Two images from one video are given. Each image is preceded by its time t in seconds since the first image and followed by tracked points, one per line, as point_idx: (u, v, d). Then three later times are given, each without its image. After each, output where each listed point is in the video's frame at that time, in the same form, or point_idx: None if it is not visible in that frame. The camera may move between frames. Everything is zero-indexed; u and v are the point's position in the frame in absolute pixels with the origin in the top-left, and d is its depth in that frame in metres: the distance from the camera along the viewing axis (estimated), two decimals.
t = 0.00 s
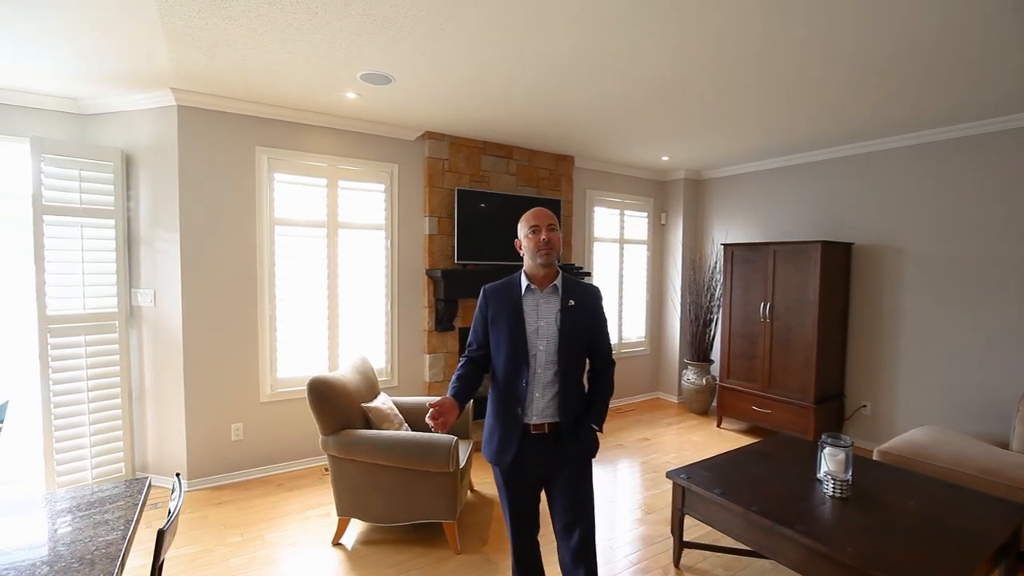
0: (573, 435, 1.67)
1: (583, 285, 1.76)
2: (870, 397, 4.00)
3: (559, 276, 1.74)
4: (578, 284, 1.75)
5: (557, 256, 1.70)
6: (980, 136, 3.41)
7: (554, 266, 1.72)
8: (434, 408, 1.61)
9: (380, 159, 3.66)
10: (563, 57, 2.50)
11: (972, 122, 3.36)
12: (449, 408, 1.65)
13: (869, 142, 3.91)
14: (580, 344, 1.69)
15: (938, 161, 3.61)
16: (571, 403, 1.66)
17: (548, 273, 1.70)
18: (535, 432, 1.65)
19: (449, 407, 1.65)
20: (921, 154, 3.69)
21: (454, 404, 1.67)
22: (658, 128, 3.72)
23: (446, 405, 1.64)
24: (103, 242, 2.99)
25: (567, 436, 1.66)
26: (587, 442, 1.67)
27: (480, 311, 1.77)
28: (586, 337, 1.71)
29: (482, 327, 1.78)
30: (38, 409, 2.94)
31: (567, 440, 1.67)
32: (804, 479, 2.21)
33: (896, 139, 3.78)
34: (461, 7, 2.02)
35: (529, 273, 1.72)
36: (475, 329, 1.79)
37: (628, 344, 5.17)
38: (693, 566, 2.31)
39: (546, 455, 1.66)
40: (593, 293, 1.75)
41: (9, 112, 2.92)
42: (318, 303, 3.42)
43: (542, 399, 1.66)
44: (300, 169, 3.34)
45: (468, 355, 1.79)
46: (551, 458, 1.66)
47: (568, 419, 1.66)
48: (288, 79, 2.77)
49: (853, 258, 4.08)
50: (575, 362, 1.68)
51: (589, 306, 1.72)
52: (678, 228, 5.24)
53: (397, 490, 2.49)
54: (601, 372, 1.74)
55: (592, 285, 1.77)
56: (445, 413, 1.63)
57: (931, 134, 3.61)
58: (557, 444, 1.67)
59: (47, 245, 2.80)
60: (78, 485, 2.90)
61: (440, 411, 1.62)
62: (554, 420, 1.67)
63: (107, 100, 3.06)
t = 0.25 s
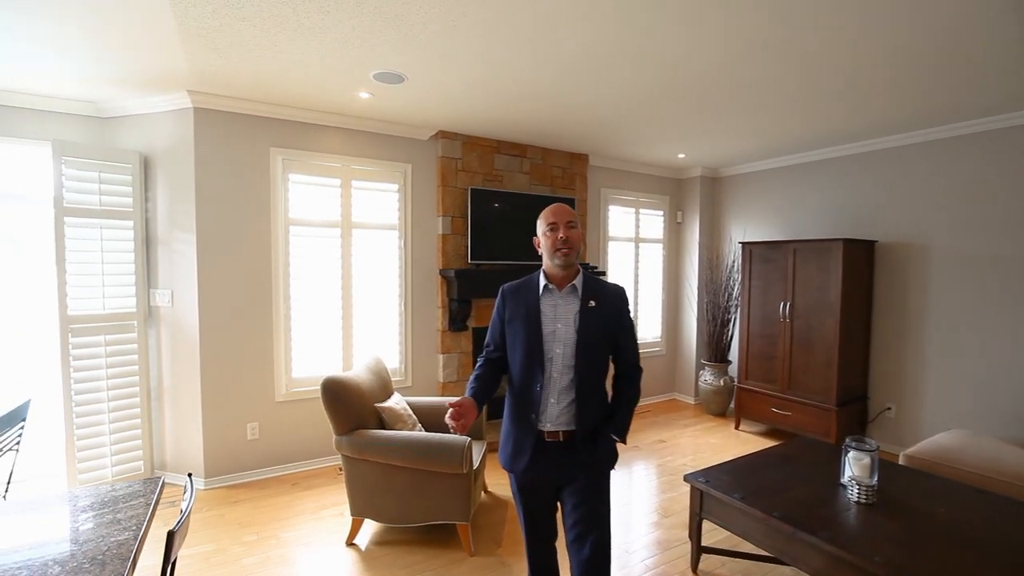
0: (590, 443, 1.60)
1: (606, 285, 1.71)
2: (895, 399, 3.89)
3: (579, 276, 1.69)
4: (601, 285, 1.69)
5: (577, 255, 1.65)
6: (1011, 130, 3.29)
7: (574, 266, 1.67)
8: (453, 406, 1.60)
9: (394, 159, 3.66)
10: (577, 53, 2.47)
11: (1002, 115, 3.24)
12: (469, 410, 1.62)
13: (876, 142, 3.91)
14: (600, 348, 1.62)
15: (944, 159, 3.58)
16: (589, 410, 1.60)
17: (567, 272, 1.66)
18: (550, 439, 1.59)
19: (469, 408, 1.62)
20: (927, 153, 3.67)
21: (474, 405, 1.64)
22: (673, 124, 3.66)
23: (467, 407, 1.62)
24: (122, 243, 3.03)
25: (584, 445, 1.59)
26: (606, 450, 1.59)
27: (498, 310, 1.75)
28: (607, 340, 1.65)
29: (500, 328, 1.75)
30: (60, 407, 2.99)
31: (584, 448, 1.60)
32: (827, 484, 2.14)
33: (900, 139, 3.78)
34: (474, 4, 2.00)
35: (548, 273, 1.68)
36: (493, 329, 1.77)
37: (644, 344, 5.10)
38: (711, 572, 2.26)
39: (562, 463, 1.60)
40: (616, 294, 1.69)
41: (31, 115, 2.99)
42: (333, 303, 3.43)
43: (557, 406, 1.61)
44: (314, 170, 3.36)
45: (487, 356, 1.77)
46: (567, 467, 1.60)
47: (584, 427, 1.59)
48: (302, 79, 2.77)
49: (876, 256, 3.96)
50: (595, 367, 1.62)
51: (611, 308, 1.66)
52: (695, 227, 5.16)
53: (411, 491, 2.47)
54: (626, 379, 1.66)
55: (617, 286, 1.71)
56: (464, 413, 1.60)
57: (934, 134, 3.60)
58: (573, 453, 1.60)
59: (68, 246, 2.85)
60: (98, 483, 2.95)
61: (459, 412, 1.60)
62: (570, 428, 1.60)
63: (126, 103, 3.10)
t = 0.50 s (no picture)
0: (615, 456, 1.45)
1: (639, 284, 1.54)
2: (923, 401, 3.77)
3: (610, 274, 1.55)
4: (633, 284, 1.53)
5: (608, 251, 1.51)
6: None
7: (606, 263, 1.53)
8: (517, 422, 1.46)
9: (409, 159, 3.66)
10: (593, 49, 2.42)
11: None
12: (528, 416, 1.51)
13: (893, 137, 3.84)
14: (628, 352, 1.46)
15: (963, 155, 3.52)
16: (613, 421, 1.44)
17: (597, 270, 1.52)
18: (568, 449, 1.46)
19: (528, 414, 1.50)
20: (946, 148, 3.61)
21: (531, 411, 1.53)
22: (691, 121, 3.59)
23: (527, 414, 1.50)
24: (143, 244, 3.08)
25: (608, 458, 1.44)
26: (629, 464, 1.46)
27: (523, 306, 1.64)
28: (637, 345, 1.48)
29: (524, 325, 1.64)
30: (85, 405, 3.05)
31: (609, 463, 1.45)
32: (854, 490, 2.07)
33: (916, 134, 3.72)
34: None
35: (576, 270, 1.55)
36: (517, 326, 1.65)
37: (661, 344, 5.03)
38: None
39: (581, 475, 1.46)
40: (650, 294, 1.52)
41: (55, 119, 3.06)
42: (349, 304, 3.45)
43: (576, 414, 1.46)
44: (330, 171, 3.37)
45: (511, 356, 1.66)
46: (587, 480, 1.46)
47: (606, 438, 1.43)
48: (317, 79, 2.78)
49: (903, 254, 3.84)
50: (621, 373, 1.46)
51: (643, 310, 1.49)
52: (713, 225, 5.07)
53: (426, 492, 2.46)
54: (659, 390, 1.49)
55: (651, 286, 1.53)
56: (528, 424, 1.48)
57: (952, 128, 3.54)
58: (593, 465, 1.46)
59: (91, 247, 2.90)
60: (121, 480, 3.00)
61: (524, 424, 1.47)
62: (590, 438, 1.45)
63: (147, 107, 3.15)
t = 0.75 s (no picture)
0: (648, 467, 1.34)
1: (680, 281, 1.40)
2: (956, 405, 3.63)
3: (646, 273, 1.41)
4: (672, 283, 1.39)
5: (643, 248, 1.38)
6: None
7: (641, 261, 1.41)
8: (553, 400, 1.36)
9: (427, 159, 3.66)
10: (613, 45, 2.38)
11: None
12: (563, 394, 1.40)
13: (907, 133, 3.81)
14: (665, 356, 1.33)
15: (978, 151, 3.49)
16: (648, 430, 1.32)
17: (631, 269, 1.40)
18: (598, 457, 1.36)
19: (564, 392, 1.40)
20: (961, 144, 3.57)
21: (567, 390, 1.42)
22: (713, 117, 3.53)
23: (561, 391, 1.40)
24: (168, 244, 3.14)
25: (640, 468, 1.33)
26: (665, 476, 1.35)
27: (557, 309, 1.54)
28: (674, 348, 1.34)
29: (557, 328, 1.54)
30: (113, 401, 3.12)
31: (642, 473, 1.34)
32: (885, 496, 2.00)
33: (928, 130, 3.70)
34: None
35: (609, 269, 1.43)
36: (551, 329, 1.55)
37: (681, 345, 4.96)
38: None
39: (612, 485, 1.36)
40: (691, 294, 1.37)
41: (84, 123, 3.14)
42: (368, 303, 3.47)
43: (607, 421, 1.35)
44: (349, 171, 3.39)
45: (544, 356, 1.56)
46: (619, 492, 1.36)
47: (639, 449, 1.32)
48: (335, 80, 2.79)
49: (934, 253, 3.71)
50: (657, 379, 1.33)
51: (682, 310, 1.35)
52: (735, 223, 4.97)
53: (444, 491, 2.46)
54: (701, 398, 1.34)
55: (694, 285, 1.39)
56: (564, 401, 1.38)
57: (965, 125, 3.51)
58: (626, 477, 1.35)
59: (118, 247, 2.97)
60: (147, 475, 3.06)
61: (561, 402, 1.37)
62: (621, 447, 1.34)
63: (171, 110, 3.21)
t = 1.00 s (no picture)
0: (686, 477, 1.27)
1: (725, 283, 1.32)
2: (995, 409, 3.48)
3: (686, 272, 1.35)
4: (715, 284, 1.31)
5: (682, 247, 1.32)
6: None
7: (679, 259, 1.35)
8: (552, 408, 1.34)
9: (447, 158, 3.66)
10: (635, 41, 2.34)
11: None
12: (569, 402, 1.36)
13: (912, 133, 3.84)
14: (706, 362, 1.26)
15: (1001, 147, 3.42)
16: (687, 439, 1.25)
17: (669, 268, 1.34)
18: (633, 464, 1.30)
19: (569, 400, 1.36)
20: (966, 143, 3.59)
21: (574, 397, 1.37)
22: (738, 113, 3.44)
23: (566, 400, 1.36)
24: (195, 245, 3.21)
25: (677, 479, 1.27)
26: (704, 488, 1.27)
27: (592, 311, 1.50)
28: (717, 353, 1.27)
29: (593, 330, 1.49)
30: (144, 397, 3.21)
31: (680, 484, 1.27)
32: (923, 504, 1.91)
33: (933, 130, 3.72)
34: None
35: (645, 268, 1.38)
36: (587, 332, 1.51)
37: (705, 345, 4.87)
38: None
39: (646, 494, 1.30)
40: (736, 296, 1.30)
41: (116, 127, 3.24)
42: (389, 303, 3.49)
43: (642, 427, 1.30)
44: (371, 171, 3.42)
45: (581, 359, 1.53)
46: (654, 502, 1.30)
47: (676, 458, 1.25)
48: (357, 82, 2.81)
49: (972, 251, 3.56)
50: (699, 385, 1.26)
51: (726, 313, 1.27)
52: (761, 221, 4.86)
53: (466, 491, 2.45)
54: (745, 406, 1.28)
55: (739, 287, 1.31)
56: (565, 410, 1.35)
57: (969, 124, 3.54)
58: (662, 487, 1.29)
59: (148, 248, 3.05)
60: (175, 471, 3.13)
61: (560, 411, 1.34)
62: (656, 455, 1.28)
63: (198, 113, 3.28)
